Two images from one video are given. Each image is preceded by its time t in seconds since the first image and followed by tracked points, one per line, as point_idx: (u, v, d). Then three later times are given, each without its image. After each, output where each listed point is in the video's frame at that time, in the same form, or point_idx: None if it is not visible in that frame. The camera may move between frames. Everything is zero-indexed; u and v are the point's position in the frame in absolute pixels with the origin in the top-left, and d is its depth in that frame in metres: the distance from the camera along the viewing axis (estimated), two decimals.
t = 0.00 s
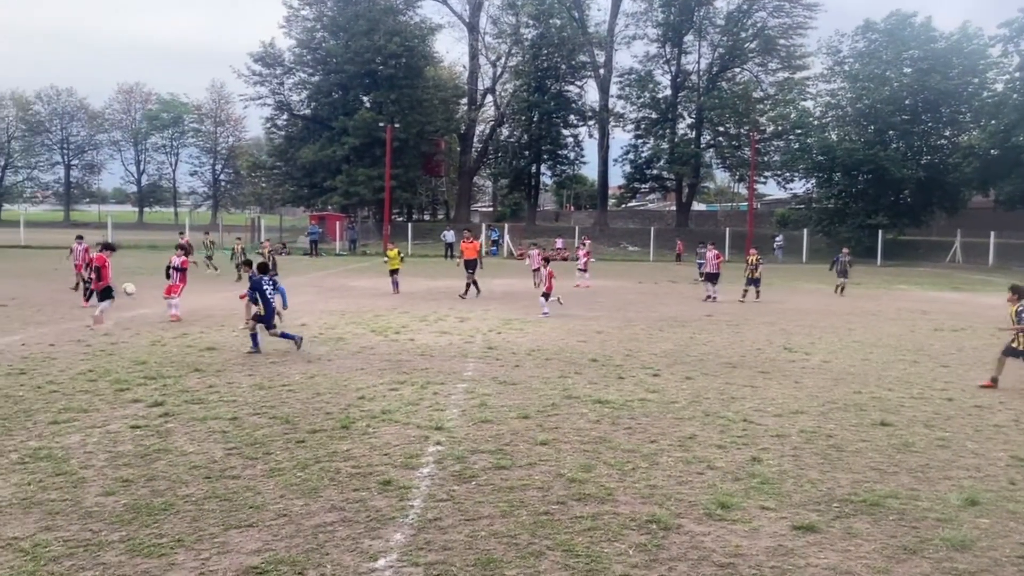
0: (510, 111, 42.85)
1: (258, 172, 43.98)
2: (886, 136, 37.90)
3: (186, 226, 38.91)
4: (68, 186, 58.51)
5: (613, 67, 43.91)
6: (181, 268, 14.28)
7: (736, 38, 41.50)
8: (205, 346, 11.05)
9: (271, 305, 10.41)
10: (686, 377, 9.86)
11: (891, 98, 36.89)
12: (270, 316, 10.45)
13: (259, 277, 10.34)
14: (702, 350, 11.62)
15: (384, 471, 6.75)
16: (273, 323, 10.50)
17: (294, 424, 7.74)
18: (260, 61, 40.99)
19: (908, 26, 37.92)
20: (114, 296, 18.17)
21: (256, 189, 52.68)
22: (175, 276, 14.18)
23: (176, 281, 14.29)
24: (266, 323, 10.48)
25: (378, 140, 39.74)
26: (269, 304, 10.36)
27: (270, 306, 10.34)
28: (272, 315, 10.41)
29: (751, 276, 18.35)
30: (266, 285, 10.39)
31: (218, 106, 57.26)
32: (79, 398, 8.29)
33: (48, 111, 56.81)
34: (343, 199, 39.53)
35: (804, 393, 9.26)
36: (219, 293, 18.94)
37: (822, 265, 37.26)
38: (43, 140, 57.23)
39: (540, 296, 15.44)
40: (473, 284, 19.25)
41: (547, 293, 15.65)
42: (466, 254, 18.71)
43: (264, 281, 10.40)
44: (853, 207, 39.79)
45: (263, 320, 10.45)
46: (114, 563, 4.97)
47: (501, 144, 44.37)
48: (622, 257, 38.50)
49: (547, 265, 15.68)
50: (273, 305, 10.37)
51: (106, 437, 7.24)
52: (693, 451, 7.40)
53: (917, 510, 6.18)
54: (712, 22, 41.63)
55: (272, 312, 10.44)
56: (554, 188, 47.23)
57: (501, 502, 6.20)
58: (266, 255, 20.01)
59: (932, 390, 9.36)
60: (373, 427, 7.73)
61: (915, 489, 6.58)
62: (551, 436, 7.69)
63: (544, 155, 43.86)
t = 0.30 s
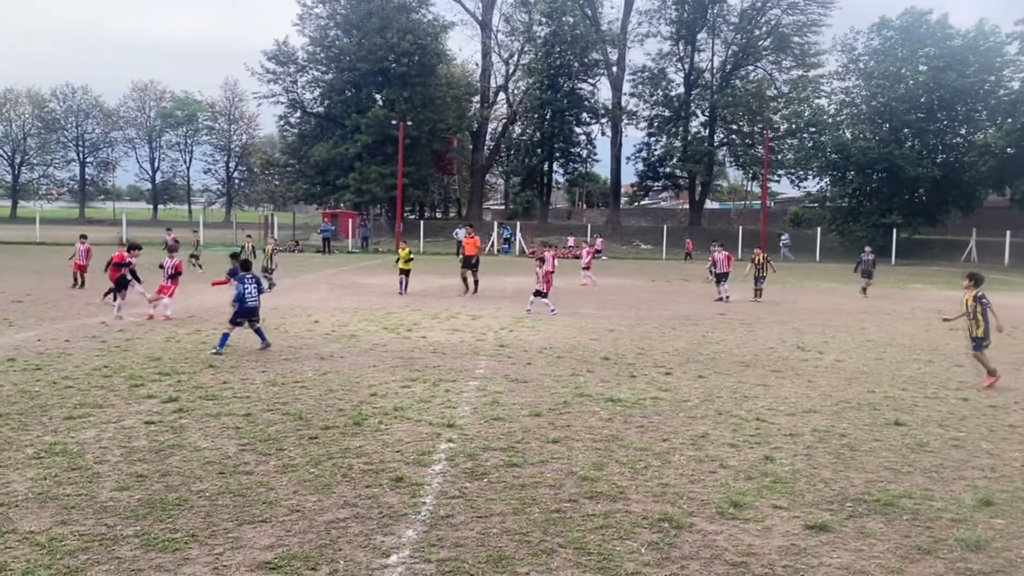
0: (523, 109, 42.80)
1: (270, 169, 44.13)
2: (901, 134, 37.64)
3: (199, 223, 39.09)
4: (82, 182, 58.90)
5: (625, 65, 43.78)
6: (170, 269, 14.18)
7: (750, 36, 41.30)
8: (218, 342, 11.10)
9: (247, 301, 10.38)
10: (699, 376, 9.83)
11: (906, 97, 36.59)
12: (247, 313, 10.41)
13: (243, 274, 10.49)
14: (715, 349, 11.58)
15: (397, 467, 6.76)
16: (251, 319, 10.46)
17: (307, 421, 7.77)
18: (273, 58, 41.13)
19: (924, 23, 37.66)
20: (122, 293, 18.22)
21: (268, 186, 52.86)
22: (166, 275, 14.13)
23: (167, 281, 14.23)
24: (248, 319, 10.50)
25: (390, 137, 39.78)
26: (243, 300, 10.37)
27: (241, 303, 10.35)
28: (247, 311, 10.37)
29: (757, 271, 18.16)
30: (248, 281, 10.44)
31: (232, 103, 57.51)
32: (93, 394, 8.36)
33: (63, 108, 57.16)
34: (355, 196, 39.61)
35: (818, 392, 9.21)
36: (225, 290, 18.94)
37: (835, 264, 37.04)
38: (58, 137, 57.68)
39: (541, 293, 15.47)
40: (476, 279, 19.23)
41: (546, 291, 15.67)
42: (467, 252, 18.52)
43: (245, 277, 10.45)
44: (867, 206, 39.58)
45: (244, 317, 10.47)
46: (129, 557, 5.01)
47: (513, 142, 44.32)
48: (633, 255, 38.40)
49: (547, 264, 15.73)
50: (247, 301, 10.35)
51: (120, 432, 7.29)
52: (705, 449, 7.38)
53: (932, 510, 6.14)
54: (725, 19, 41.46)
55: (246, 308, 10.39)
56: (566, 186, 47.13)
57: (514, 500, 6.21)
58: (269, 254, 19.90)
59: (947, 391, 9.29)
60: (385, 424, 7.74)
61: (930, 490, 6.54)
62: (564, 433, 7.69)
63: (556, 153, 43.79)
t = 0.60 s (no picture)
0: (518, 108, 42.78)
1: (266, 169, 44.07)
2: (896, 134, 37.66)
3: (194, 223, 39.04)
4: (78, 182, 58.75)
5: (621, 65, 43.78)
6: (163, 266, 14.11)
7: (745, 36, 41.33)
8: (214, 342, 11.09)
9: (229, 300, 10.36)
10: (694, 376, 9.84)
11: (901, 97, 36.66)
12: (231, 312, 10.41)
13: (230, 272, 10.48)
14: (710, 348, 11.59)
15: (392, 467, 6.76)
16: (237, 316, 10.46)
17: (303, 421, 7.76)
18: (269, 58, 41.08)
19: (918, 23, 37.75)
20: (114, 293, 18.13)
21: (264, 186, 52.77)
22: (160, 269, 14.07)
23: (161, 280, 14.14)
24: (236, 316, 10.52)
25: (385, 137, 39.74)
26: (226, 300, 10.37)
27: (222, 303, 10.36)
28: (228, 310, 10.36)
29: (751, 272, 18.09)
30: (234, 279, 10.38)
31: (227, 103, 57.47)
32: (88, 394, 8.35)
33: (58, 108, 57.02)
34: (351, 196, 39.55)
35: (813, 392, 9.22)
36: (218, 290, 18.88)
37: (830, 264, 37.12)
38: (53, 137, 57.49)
39: (531, 292, 15.50)
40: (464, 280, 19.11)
41: (535, 291, 15.69)
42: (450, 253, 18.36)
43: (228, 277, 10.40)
44: (862, 205, 39.63)
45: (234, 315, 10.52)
46: (124, 558, 5.00)
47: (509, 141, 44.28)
48: (629, 255, 38.44)
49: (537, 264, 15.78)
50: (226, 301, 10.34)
51: (116, 432, 7.28)
52: (700, 449, 7.39)
53: (926, 510, 6.15)
54: (721, 19, 41.47)
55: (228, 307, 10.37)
56: (562, 186, 47.12)
57: (509, 499, 6.21)
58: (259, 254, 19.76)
59: (942, 390, 9.30)
60: (381, 424, 7.74)
61: (925, 489, 6.55)
62: (560, 433, 7.69)
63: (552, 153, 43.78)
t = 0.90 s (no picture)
0: (497, 110, 42.80)
1: (244, 171, 43.81)
2: (871, 136, 37.98)
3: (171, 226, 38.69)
4: (52, 185, 58.00)
5: (599, 67, 43.89)
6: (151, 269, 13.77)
7: (721, 38, 41.63)
8: (190, 345, 11.01)
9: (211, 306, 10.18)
10: (671, 375, 9.89)
11: (875, 99, 37.06)
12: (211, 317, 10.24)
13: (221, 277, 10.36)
14: (688, 348, 11.65)
15: (369, 471, 6.73)
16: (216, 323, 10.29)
17: (279, 424, 7.72)
18: (246, 59, 40.84)
19: (892, 26, 38.26)
20: (88, 297, 17.93)
21: (241, 189, 52.41)
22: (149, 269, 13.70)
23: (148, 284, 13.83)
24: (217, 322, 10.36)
25: (364, 138, 39.62)
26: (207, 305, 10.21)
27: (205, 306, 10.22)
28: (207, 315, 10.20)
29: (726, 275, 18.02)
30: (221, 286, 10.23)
31: (204, 104, 57.27)
32: (61, 399, 8.26)
33: (31, 110, 56.26)
34: (329, 198, 39.38)
35: (789, 391, 9.28)
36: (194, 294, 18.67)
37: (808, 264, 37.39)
38: (27, 139, 56.68)
39: (502, 292, 15.52)
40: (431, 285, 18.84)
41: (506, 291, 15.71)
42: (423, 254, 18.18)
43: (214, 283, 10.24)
44: (837, 206, 39.83)
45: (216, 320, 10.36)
46: (96, 565, 4.95)
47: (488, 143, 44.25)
48: (608, 257, 38.57)
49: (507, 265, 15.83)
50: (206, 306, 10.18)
51: (89, 437, 7.21)
52: (678, 449, 7.42)
53: (900, 507, 6.21)
54: (697, 22, 41.68)
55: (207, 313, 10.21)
56: (541, 188, 47.11)
57: (487, 501, 6.21)
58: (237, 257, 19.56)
59: (915, 389, 9.41)
60: (358, 427, 7.71)
61: (899, 487, 6.61)
62: (538, 434, 7.70)
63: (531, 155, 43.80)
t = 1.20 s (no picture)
0: (464, 113, 42.86)
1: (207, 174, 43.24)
2: (833, 137, 38.68)
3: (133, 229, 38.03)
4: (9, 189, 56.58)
5: (565, 70, 44.18)
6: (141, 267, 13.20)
7: (685, 41, 41.96)
8: (150, 352, 10.84)
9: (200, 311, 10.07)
10: (637, 377, 9.94)
11: (837, 101, 37.70)
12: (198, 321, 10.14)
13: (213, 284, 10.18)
14: (653, 349, 11.72)
15: (333, 478, 6.68)
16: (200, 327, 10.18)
17: (241, 432, 7.63)
18: (207, 61, 40.36)
19: (852, 29, 38.91)
20: (44, 304, 17.56)
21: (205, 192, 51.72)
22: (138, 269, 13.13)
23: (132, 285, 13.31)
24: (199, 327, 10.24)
25: (329, 141, 39.38)
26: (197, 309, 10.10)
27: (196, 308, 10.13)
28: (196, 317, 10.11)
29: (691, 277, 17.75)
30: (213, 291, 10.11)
31: (165, 107, 56.97)
32: (16, 408, 8.09)
33: None
34: (294, 200, 39.02)
35: (753, 391, 9.36)
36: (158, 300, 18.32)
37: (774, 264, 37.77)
38: None
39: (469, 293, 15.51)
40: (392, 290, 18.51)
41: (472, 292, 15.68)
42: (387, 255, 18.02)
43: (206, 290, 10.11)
44: (801, 207, 40.34)
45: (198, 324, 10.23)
46: None
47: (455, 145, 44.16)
48: (576, 258, 38.68)
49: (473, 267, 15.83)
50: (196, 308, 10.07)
51: (45, 448, 7.06)
52: (643, 450, 7.45)
53: (861, 506, 6.29)
54: (661, 25, 42.10)
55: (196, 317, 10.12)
56: (509, 190, 47.09)
57: (452, 507, 6.18)
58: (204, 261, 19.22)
59: (876, 388, 9.54)
60: (322, 434, 7.64)
61: (860, 486, 6.69)
62: (504, 438, 7.68)
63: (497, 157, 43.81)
